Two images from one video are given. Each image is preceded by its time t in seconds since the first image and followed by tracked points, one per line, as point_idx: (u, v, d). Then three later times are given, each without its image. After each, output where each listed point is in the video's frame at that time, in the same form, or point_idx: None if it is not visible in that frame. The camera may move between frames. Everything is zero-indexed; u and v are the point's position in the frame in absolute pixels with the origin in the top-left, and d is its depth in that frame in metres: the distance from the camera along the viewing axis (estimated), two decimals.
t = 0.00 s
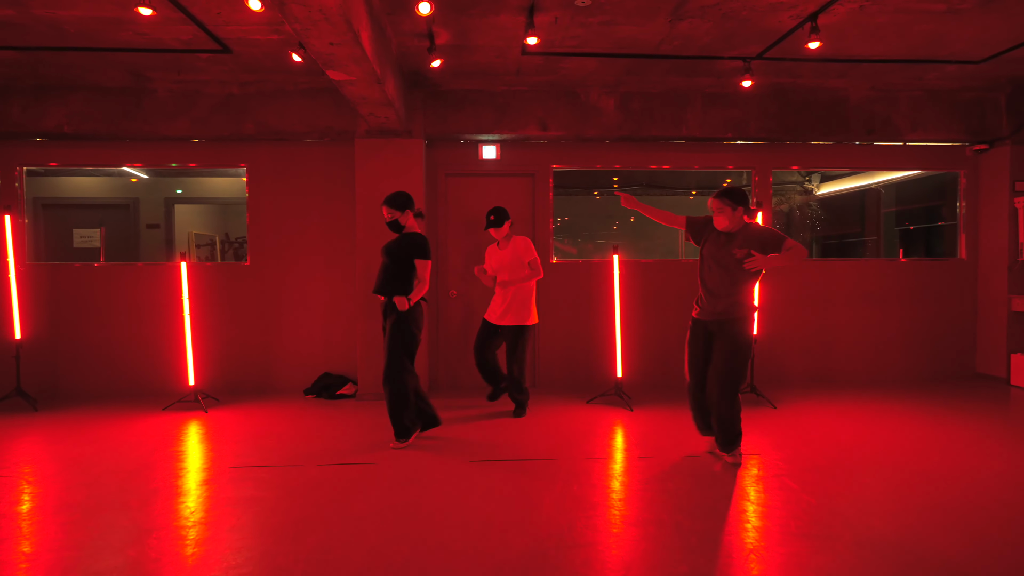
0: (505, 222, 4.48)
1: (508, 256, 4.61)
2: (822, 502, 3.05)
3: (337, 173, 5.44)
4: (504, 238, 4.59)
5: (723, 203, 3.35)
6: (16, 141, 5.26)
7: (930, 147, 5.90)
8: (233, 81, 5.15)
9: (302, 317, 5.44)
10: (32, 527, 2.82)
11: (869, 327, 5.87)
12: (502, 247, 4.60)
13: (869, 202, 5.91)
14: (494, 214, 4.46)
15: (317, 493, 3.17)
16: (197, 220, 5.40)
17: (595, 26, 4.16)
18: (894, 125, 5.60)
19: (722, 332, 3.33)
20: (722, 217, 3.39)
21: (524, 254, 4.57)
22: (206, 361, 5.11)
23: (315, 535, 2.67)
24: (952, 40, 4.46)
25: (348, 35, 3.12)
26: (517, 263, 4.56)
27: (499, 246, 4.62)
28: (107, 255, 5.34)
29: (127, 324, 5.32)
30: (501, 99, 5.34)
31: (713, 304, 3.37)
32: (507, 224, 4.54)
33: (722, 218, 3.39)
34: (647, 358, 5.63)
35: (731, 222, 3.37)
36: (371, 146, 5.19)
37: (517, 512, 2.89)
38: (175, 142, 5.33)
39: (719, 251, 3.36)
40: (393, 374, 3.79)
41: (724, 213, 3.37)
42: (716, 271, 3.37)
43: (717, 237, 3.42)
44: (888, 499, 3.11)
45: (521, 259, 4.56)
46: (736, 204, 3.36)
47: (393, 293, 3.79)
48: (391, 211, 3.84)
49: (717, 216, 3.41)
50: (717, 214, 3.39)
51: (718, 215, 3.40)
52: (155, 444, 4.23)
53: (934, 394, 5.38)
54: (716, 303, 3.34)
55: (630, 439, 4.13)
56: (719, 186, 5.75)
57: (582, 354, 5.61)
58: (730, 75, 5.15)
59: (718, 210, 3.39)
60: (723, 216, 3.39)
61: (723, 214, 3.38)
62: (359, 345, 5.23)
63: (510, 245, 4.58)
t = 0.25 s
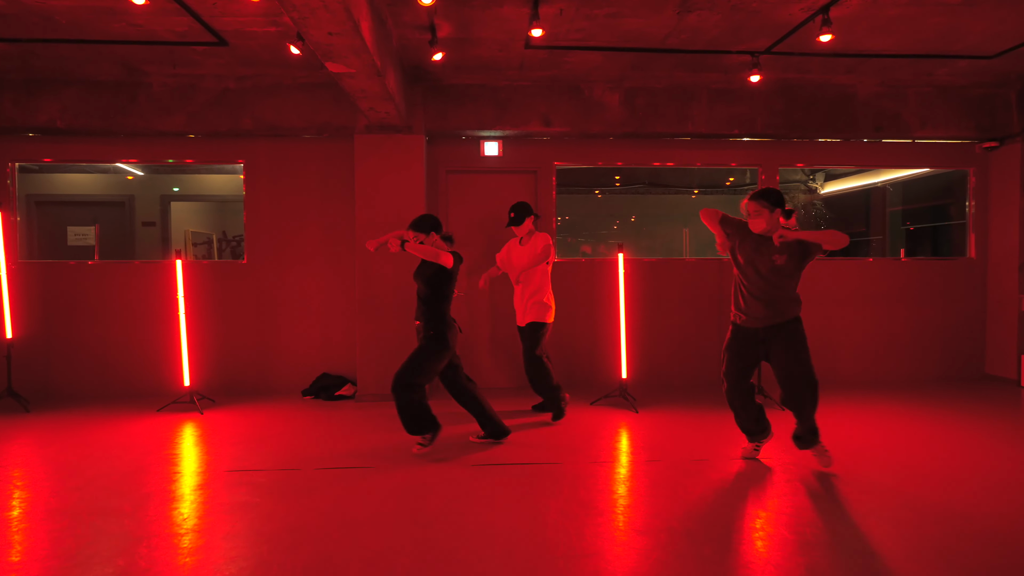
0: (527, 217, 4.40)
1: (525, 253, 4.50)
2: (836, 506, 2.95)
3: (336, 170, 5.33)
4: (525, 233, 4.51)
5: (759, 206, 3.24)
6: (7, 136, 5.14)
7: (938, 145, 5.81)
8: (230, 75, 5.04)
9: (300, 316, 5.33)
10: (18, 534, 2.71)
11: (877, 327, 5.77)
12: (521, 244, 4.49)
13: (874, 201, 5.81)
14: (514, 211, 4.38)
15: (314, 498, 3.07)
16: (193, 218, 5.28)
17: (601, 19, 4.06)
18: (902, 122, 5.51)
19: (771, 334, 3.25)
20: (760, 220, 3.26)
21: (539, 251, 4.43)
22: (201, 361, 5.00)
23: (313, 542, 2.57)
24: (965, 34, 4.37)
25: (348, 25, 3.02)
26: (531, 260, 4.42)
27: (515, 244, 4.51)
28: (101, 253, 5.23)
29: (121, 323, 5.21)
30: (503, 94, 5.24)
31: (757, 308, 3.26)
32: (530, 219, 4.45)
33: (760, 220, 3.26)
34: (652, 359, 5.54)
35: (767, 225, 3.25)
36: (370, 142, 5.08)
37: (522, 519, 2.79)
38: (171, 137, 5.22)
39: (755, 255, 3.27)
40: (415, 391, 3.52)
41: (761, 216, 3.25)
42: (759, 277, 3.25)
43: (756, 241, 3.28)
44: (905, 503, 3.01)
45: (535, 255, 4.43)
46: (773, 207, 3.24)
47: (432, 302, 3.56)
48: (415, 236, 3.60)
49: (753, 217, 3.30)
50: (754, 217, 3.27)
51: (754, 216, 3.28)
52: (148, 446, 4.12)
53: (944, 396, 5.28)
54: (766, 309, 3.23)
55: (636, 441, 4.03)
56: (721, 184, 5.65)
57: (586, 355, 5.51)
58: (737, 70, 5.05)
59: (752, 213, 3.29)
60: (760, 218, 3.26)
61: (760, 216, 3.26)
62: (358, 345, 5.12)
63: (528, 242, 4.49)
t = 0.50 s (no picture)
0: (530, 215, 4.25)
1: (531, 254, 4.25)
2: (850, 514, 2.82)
3: (330, 166, 5.20)
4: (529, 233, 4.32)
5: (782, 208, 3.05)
6: None
7: (947, 141, 5.69)
8: (222, 69, 4.91)
9: (293, 316, 5.20)
10: None
11: (884, 327, 5.65)
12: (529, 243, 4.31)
13: (880, 198, 5.68)
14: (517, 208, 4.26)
15: (303, 505, 2.94)
16: (185, 215, 5.15)
17: (603, 9, 3.94)
18: (910, 117, 5.39)
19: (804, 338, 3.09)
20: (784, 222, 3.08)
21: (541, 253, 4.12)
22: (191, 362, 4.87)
23: (301, 554, 2.44)
24: (977, 26, 4.24)
25: (340, 11, 2.89)
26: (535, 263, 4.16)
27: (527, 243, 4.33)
28: (91, 252, 5.10)
29: (110, 323, 5.08)
30: (502, 88, 5.11)
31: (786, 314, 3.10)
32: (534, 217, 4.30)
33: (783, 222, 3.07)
34: (654, 360, 5.42)
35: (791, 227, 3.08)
36: (366, 137, 4.95)
37: (522, 528, 2.66)
38: (161, 132, 5.09)
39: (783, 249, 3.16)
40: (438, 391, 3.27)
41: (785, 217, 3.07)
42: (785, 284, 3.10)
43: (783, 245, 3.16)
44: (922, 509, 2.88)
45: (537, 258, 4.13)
46: (798, 206, 3.04)
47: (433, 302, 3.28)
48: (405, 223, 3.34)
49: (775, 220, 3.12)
50: (778, 219, 3.08)
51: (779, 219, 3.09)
52: (135, 450, 3.99)
53: (953, 398, 5.16)
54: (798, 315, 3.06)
55: (640, 445, 3.90)
56: (721, 182, 5.51)
57: (587, 355, 5.38)
58: (742, 63, 4.92)
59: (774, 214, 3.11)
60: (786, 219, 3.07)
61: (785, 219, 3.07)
62: (353, 346, 4.99)
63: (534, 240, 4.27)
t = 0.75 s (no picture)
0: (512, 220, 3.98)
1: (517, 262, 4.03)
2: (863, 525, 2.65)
3: (319, 160, 5.03)
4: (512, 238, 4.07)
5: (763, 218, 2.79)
6: None
7: (955, 136, 5.52)
8: (205, 59, 4.74)
9: (280, 315, 5.03)
10: None
11: (890, 327, 5.48)
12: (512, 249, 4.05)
13: (884, 196, 5.52)
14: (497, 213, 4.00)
15: (281, 517, 2.76)
16: (171, 211, 4.99)
17: None
18: (918, 111, 5.22)
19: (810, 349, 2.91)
20: (763, 231, 2.82)
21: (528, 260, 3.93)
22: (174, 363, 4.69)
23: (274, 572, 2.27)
24: (990, 14, 4.08)
25: None
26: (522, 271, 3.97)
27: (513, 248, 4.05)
28: (75, 248, 4.93)
29: (91, 323, 4.91)
30: (496, 80, 4.93)
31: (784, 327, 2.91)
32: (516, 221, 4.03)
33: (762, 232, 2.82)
34: (653, 361, 5.25)
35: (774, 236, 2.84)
36: (355, 130, 4.78)
37: (512, 542, 2.49)
38: (144, 125, 4.91)
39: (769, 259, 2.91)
40: (422, 401, 3.08)
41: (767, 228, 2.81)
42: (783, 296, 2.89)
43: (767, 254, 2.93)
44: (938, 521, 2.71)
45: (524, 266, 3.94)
46: (777, 214, 2.79)
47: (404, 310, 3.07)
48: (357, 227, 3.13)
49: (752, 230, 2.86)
50: (757, 227, 2.82)
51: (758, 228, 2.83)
52: (110, 455, 3.81)
53: (962, 400, 4.99)
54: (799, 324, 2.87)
55: (638, 451, 3.73)
56: (722, 179, 5.33)
57: (584, 357, 5.22)
58: (745, 54, 4.76)
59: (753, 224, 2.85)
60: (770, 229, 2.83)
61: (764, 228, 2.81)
62: (342, 347, 4.82)
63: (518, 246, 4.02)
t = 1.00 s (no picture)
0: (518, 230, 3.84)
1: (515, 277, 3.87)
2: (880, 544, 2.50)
3: (309, 158, 4.86)
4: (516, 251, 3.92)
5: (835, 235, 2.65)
6: None
7: (965, 134, 5.37)
8: (192, 53, 4.58)
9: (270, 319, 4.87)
10: None
11: (897, 330, 5.33)
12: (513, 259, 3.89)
13: (889, 195, 5.36)
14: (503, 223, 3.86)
15: (263, 535, 2.61)
16: (155, 210, 4.82)
17: None
18: (927, 107, 5.07)
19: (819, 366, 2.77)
20: (831, 251, 2.67)
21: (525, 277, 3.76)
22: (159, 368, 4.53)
23: None
24: (1005, 6, 3.93)
25: None
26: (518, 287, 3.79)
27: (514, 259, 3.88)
28: (56, 249, 4.76)
29: (74, 326, 4.74)
30: (493, 75, 4.77)
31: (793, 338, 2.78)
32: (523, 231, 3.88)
33: (830, 252, 2.68)
34: (654, 365, 5.10)
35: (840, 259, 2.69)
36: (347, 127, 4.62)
37: (506, 563, 2.33)
38: (128, 122, 4.75)
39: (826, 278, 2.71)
40: (399, 413, 2.91)
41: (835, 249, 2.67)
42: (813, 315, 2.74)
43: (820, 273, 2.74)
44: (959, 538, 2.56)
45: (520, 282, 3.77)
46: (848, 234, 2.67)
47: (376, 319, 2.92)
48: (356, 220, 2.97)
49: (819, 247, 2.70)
50: (826, 246, 2.67)
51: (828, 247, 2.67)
52: (90, 465, 3.65)
53: (973, 406, 4.84)
54: (807, 336, 2.75)
55: (640, 461, 3.58)
56: (724, 178, 5.18)
57: (584, 361, 5.06)
58: (750, 48, 4.60)
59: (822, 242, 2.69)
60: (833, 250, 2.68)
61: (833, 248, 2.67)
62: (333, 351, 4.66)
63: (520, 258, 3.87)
